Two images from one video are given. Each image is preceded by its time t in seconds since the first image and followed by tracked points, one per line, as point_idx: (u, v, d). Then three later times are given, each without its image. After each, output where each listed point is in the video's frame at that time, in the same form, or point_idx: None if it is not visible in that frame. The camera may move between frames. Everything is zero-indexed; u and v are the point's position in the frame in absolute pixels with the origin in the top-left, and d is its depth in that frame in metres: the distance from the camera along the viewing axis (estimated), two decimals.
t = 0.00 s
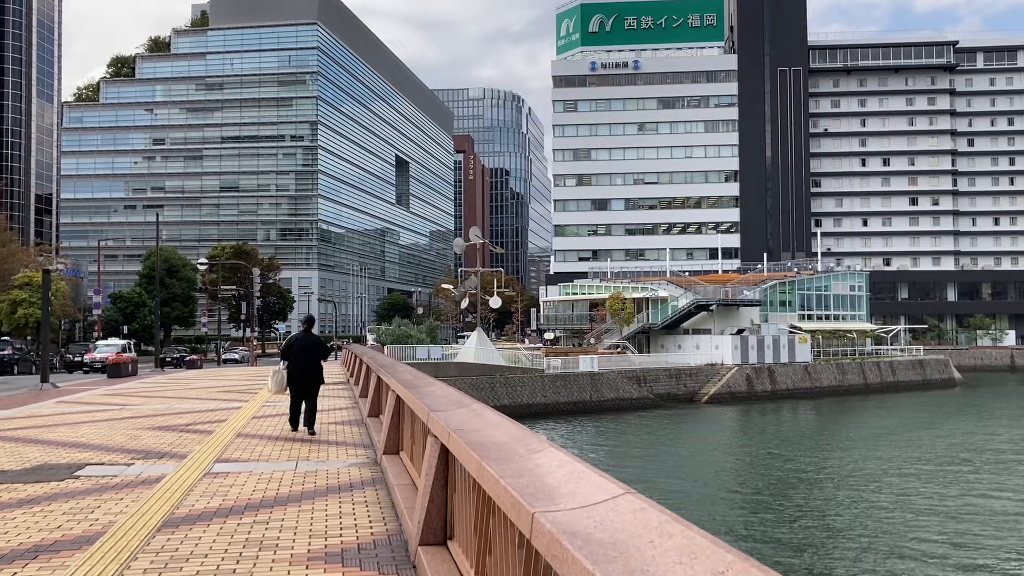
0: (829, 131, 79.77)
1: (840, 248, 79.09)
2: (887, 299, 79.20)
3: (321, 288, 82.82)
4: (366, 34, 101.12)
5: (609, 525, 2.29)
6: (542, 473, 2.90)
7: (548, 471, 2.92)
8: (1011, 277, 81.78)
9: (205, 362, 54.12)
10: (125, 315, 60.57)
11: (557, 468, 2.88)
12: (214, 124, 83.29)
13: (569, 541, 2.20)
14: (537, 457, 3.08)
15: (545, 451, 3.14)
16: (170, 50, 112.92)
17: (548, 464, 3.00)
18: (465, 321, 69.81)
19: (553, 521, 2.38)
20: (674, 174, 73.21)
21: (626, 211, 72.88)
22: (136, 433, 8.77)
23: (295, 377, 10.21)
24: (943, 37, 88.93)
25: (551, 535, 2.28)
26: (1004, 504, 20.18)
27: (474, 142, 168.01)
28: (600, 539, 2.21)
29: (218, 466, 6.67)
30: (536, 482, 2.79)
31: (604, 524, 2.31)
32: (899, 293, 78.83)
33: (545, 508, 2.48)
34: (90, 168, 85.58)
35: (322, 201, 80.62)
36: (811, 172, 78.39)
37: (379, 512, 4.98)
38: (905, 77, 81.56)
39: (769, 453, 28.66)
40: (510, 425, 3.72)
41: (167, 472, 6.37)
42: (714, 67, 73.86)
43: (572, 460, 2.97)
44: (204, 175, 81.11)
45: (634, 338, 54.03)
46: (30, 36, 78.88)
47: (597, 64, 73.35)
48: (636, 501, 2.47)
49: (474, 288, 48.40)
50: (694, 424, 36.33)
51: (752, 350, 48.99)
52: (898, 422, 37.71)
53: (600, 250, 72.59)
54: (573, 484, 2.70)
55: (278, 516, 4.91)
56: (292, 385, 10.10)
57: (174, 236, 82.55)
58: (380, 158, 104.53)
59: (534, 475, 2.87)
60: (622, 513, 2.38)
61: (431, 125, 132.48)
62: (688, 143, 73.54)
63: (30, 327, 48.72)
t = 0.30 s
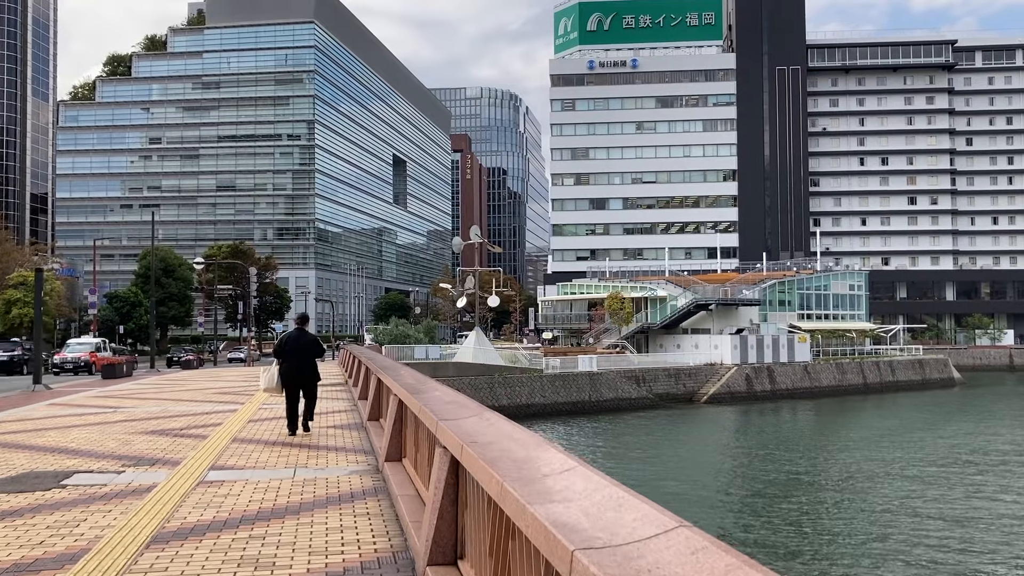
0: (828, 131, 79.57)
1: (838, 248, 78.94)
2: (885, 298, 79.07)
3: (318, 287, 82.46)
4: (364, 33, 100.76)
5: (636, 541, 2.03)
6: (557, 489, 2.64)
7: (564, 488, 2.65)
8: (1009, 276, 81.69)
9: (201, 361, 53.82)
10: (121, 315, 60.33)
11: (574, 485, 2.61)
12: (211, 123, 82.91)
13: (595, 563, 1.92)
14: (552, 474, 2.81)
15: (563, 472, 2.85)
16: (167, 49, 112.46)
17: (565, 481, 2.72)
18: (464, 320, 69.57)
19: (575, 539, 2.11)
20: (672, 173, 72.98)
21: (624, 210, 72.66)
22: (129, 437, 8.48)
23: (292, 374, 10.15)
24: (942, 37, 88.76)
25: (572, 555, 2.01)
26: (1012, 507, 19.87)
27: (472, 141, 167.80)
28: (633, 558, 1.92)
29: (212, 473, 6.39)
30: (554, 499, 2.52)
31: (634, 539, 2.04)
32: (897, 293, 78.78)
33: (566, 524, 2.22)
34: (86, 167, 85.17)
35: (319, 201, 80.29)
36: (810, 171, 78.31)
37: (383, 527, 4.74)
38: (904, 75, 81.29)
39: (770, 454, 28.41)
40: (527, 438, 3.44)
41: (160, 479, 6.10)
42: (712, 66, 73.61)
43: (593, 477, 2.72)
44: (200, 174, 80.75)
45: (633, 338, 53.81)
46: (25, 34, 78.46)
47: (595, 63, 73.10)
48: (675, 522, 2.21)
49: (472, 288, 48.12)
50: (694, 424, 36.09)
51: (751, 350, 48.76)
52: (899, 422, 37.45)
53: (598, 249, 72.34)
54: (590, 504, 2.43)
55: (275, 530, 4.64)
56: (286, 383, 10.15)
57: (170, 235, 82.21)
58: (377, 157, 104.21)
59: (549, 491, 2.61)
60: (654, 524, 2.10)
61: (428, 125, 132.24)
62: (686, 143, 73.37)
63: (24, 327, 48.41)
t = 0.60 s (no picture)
0: (827, 130, 79.35)
1: (837, 247, 78.70)
2: (883, 297, 78.94)
3: (315, 287, 82.06)
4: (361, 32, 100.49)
5: (663, 548, 1.76)
6: (566, 490, 2.37)
7: (573, 487, 2.37)
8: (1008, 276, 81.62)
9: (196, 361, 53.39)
10: (117, 315, 59.82)
11: (584, 485, 2.34)
12: (207, 121, 82.52)
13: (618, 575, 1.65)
14: (559, 475, 2.53)
15: (571, 472, 2.57)
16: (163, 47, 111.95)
17: (573, 481, 2.44)
18: (462, 320, 69.24)
19: (589, 542, 1.84)
20: (670, 173, 72.68)
21: (622, 209, 72.36)
22: (120, 442, 8.23)
23: (287, 381, 9.90)
24: (940, 36, 88.64)
25: (585, 561, 1.73)
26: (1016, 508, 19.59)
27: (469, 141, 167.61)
28: (659, 569, 1.65)
29: (204, 480, 6.12)
30: (563, 500, 2.24)
31: (660, 544, 1.77)
32: (896, 292, 78.66)
33: (579, 531, 1.95)
34: (82, 166, 84.68)
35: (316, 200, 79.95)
36: (809, 170, 78.05)
37: (381, 538, 4.45)
38: (902, 74, 81.22)
39: (771, 455, 28.22)
40: (530, 437, 3.16)
41: (149, 487, 5.83)
42: (711, 65, 73.37)
43: (605, 476, 2.45)
44: (197, 173, 80.35)
45: (631, 337, 53.57)
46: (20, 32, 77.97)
47: (593, 61, 72.73)
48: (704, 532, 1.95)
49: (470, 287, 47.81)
50: (693, 424, 35.87)
51: (750, 350, 48.55)
52: (900, 423, 37.20)
53: (596, 248, 72.07)
54: (603, 505, 2.15)
55: (267, 542, 4.39)
56: (282, 388, 9.93)
57: (166, 235, 81.77)
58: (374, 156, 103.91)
59: (557, 493, 2.34)
60: (688, 531, 1.85)
61: (426, 124, 131.94)
62: (684, 142, 73.13)
63: (18, 327, 47.99)
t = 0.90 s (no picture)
0: (825, 129, 79.15)
1: (835, 247, 78.46)
2: (882, 297, 78.71)
3: (312, 286, 81.68)
4: (359, 31, 100.12)
5: None
6: (588, 519, 2.05)
7: (597, 512, 2.07)
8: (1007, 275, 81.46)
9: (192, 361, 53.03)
10: (113, 314, 59.66)
11: (613, 512, 2.03)
12: (204, 121, 82.19)
13: None
14: (576, 498, 2.23)
15: (592, 492, 2.26)
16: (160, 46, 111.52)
17: (595, 508, 2.13)
18: (459, 320, 68.90)
19: None
20: (668, 172, 72.41)
21: (620, 208, 72.13)
22: (109, 446, 7.96)
23: (283, 380, 9.68)
24: (938, 35, 88.40)
25: None
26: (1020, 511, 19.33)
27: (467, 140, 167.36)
28: None
29: (194, 490, 5.82)
30: (586, 534, 1.93)
31: None
32: (894, 292, 78.46)
33: None
34: (78, 166, 84.28)
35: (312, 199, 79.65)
36: (807, 170, 77.87)
37: (379, 557, 4.13)
38: (900, 74, 81.07)
39: (771, 456, 27.97)
40: (541, 448, 2.86)
41: (135, 498, 5.53)
42: (709, 64, 73.07)
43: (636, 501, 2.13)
44: (194, 173, 80.02)
45: (630, 337, 53.30)
46: (15, 31, 77.57)
47: (592, 60, 72.45)
48: None
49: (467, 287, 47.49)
50: (692, 425, 35.61)
51: (749, 350, 48.29)
52: (900, 423, 36.94)
53: (594, 247, 71.81)
54: (638, 542, 1.83)
55: (256, 561, 4.10)
56: (280, 390, 9.71)
57: (163, 234, 81.43)
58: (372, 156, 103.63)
59: (581, 523, 2.02)
60: None
61: (424, 123, 131.71)
62: (682, 141, 72.86)
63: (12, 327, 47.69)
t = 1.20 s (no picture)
0: (823, 129, 79.04)
1: (833, 246, 78.21)
2: (881, 297, 78.52)
3: (309, 286, 81.36)
4: (357, 31, 99.86)
5: None
6: (622, 554, 1.79)
7: (633, 545, 1.82)
8: (1006, 275, 81.35)
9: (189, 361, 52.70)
10: (108, 314, 59.36)
11: (655, 546, 1.77)
12: (201, 120, 81.85)
13: None
14: (609, 524, 1.97)
15: (621, 517, 2.00)
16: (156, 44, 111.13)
17: (631, 540, 1.86)
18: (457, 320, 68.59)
19: None
20: (667, 172, 72.19)
21: (619, 208, 71.91)
22: (101, 451, 7.72)
23: (277, 382, 9.61)
24: (936, 34, 88.32)
25: None
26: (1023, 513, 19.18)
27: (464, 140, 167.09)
28: None
29: (186, 499, 5.57)
30: (621, 569, 1.69)
31: None
32: (893, 292, 78.36)
33: None
34: (74, 165, 83.85)
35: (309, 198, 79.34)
36: (805, 169, 77.68)
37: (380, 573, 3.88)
38: (899, 73, 80.92)
39: (772, 457, 27.74)
40: (557, 461, 2.62)
41: (124, 506, 5.29)
42: (707, 63, 72.87)
43: (674, 527, 1.89)
44: (190, 172, 79.67)
45: (628, 337, 53.07)
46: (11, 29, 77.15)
47: (590, 59, 72.24)
48: None
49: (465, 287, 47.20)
50: (691, 425, 35.38)
51: (748, 350, 48.05)
52: (900, 424, 36.73)
53: (592, 247, 71.61)
54: None
55: None
56: (275, 392, 9.56)
57: (160, 233, 81.00)
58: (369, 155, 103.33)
59: (614, 556, 1.77)
60: None
61: (421, 123, 131.41)
62: (681, 140, 72.63)
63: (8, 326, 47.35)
